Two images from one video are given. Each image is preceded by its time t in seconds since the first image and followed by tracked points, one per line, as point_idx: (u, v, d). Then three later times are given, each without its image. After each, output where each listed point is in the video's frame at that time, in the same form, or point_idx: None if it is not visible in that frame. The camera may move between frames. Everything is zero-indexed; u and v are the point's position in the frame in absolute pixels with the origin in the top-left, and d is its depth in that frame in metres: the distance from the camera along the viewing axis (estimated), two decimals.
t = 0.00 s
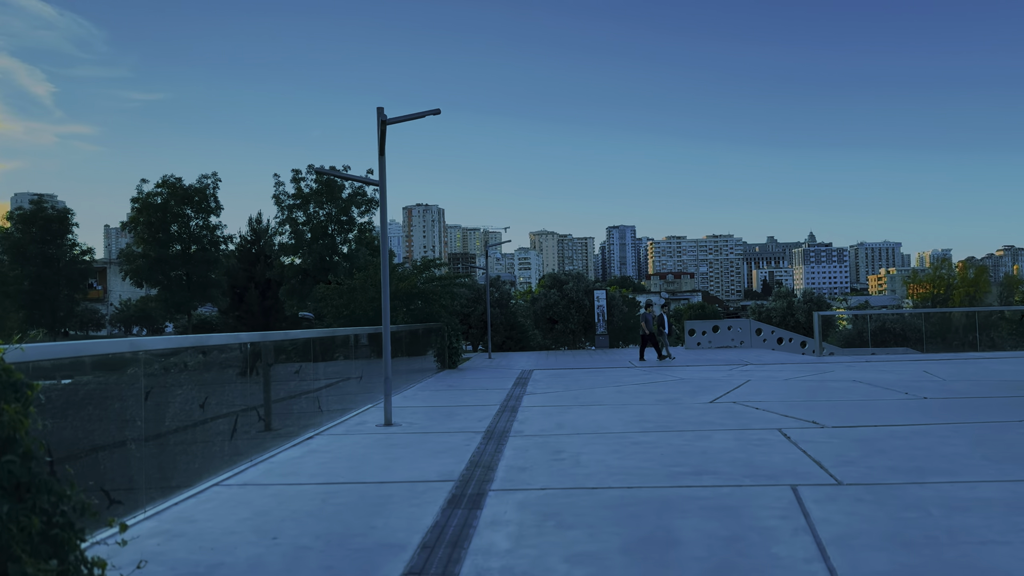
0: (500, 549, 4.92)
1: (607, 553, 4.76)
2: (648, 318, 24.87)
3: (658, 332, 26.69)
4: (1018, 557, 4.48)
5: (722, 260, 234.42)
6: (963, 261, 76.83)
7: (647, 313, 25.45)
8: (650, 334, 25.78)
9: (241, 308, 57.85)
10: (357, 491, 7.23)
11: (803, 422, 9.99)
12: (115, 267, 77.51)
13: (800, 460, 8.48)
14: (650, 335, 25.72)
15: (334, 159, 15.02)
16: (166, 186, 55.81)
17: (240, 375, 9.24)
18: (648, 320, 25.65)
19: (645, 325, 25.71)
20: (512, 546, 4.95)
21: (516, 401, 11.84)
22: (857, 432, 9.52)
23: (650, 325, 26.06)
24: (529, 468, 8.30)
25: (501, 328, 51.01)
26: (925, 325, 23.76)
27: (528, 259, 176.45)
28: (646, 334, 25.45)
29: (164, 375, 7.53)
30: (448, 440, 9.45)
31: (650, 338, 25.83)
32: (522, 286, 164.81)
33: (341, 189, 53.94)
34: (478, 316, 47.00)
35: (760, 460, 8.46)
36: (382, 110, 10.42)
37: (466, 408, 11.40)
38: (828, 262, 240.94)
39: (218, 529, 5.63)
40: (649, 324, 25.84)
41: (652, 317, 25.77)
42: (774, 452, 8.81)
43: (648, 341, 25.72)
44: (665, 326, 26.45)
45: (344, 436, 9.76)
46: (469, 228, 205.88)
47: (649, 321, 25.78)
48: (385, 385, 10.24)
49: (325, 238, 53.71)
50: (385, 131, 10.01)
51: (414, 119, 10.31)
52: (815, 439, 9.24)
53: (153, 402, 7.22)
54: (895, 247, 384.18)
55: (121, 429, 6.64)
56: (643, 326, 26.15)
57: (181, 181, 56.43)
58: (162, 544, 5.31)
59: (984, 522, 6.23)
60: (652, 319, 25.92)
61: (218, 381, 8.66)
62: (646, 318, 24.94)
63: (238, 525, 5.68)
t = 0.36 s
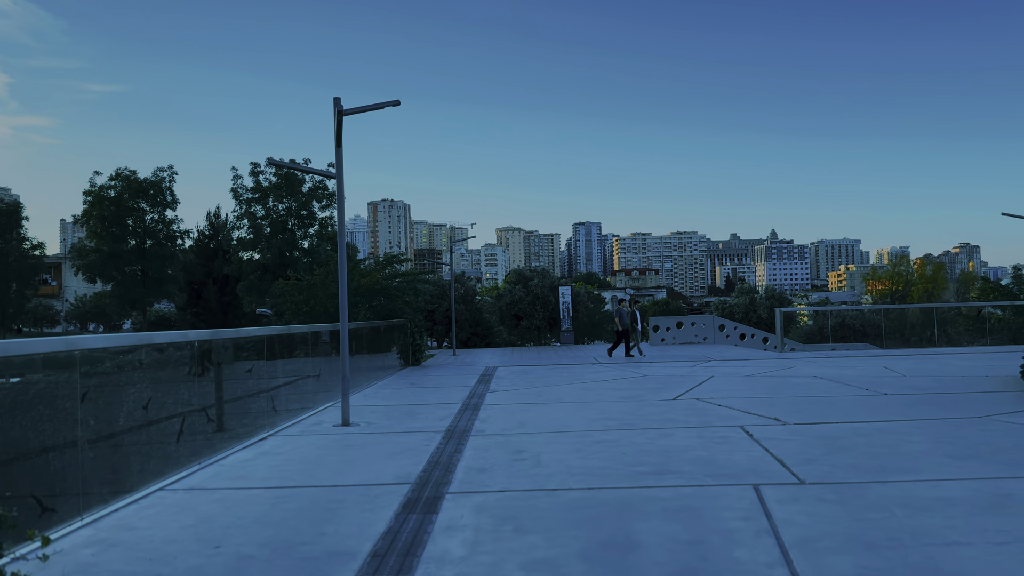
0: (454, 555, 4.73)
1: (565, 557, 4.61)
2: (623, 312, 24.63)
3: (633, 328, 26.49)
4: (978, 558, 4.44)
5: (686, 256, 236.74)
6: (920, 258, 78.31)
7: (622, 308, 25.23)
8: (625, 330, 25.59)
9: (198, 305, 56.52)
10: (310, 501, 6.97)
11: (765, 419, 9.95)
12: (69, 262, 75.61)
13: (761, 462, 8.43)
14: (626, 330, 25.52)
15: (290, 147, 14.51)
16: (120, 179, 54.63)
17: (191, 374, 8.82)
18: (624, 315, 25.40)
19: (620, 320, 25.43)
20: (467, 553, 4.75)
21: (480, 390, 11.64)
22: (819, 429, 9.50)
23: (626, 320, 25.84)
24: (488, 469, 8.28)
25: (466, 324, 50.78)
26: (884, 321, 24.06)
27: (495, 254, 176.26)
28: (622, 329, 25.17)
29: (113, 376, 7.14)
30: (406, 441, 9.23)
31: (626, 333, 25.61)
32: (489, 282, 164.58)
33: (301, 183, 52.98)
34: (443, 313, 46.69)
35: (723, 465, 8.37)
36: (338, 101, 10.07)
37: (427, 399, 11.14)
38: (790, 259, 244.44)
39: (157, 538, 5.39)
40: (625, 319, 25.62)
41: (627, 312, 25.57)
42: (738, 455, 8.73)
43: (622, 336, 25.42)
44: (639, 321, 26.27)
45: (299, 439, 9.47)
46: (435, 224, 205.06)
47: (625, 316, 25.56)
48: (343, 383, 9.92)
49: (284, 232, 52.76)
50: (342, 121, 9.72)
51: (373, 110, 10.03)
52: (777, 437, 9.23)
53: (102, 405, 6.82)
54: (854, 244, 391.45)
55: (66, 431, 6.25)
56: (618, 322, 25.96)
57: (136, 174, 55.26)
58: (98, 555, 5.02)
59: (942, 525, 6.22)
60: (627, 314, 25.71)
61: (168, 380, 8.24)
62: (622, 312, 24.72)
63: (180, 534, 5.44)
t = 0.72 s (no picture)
0: (405, 564, 4.52)
1: (520, 564, 4.43)
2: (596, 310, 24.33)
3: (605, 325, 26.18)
4: (941, 560, 4.36)
5: (652, 252, 238.63)
6: (879, 255, 79.73)
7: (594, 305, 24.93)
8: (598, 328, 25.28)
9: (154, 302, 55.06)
10: (258, 511, 6.69)
11: (728, 416, 9.89)
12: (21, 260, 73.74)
13: (723, 464, 8.35)
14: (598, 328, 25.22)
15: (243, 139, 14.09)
16: (74, 173, 53.51)
17: (137, 374, 8.43)
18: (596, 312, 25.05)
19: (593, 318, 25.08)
20: (418, 562, 4.54)
21: (439, 384, 11.40)
22: (781, 427, 9.46)
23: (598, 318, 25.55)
24: (446, 472, 8.12)
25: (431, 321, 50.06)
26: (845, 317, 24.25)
27: (462, 252, 176.08)
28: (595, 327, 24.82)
29: (53, 377, 6.70)
30: (363, 441, 8.98)
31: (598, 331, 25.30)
32: (456, 278, 164.16)
33: (261, 177, 51.89)
34: (408, 309, 46.36)
35: (687, 466, 8.26)
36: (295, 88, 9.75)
37: (386, 393, 10.88)
38: (754, 255, 247.56)
39: (89, 548, 5.08)
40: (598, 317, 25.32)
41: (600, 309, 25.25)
42: (701, 455, 8.64)
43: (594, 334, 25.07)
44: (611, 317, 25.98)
45: (251, 441, 9.15)
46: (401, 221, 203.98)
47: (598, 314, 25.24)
48: (297, 383, 9.61)
49: (243, 227, 51.80)
50: (295, 113, 9.41)
51: (329, 100, 9.74)
52: (739, 435, 9.20)
53: (39, 408, 6.37)
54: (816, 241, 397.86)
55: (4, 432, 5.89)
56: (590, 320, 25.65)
57: (90, 168, 54.09)
58: (23, 568, 4.70)
59: (904, 526, 6.17)
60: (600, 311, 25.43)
61: (113, 379, 7.85)
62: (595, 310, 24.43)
63: (113, 544, 5.15)
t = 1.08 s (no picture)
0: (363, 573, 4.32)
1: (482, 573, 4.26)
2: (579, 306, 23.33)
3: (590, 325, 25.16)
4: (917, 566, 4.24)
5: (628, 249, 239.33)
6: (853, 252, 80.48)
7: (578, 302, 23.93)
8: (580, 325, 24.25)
9: (122, 300, 53.88)
10: (212, 519, 6.76)
11: (701, 414, 9.78)
12: None
13: (697, 465, 8.23)
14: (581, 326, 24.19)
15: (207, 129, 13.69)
16: (37, 168, 52.39)
17: (91, 374, 8.08)
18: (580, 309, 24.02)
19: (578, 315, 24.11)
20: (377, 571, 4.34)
21: (411, 379, 11.13)
22: (755, 426, 9.37)
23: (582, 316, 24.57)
24: (412, 474, 8.01)
25: (405, 319, 49.24)
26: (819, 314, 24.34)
27: (437, 249, 175.87)
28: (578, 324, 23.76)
29: None
30: (328, 444, 8.76)
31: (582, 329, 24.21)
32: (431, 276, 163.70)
33: (230, 173, 51.26)
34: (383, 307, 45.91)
35: (660, 469, 8.12)
36: (258, 79, 9.46)
37: (355, 389, 10.63)
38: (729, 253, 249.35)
39: (31, 557, 4.84)
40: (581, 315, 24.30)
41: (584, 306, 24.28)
42: (674, 456, 8.51)
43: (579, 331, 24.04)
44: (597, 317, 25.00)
45: (212, 445, 8.87)
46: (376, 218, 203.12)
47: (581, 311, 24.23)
48: (260, 382, 9.28)
49: (212, 224, 51.41)
50: (258, 102, 9.10)
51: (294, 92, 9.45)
52: (712, 434, 9.10)
53: None
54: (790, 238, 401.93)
55: None
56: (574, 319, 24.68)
57: (55, 163, 53.06)
58: None
59: (875, 528, 6.09)
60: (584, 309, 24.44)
61: (64, 380, 7.50)
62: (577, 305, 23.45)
63: (55, 554, 4.89)
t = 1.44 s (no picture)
0: None
1: None
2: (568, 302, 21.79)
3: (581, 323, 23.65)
4: None
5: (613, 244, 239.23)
6: (839, 248, 80.21)
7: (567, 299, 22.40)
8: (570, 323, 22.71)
9: (80, 297, 53.61)
10: (157, 536, 6.39)
11: (683, 419, 9.39)
12: None
13: (677, 476, 7.86)
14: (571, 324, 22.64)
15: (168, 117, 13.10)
16: None
17: (38, 380, 7.56)
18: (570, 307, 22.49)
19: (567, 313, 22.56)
20: None
21: (383, 381, 10.66)
22: (739, 431, 8.99)
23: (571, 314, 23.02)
24: (376, 487, 7.68)
25: (378, 317, 49.62)
26: (806, 312, 23.95)
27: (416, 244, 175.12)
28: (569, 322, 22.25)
29: None
30: (289, 454, 8.36)
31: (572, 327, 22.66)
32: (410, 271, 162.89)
33: (194, 165, 49.77)
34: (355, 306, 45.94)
35: (638, 480, 7.74)
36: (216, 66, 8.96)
37: (321, 391, 10.17)
38: (715, 249, 249.67)
39: None
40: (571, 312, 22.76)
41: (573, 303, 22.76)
42: (653, 465, 8.13)
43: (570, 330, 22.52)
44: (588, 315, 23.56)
45: (166, 454, 8.43)
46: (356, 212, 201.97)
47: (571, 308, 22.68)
48: (218, 388, 8.81)
49: (176, 219, 49.95)
50: (216, 90, 8.60)
51: (255, 79, 8.96)
52: (694, 440, 8.74)
53: None
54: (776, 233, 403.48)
55: None
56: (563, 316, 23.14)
57: (9, 155, 52.13)
58: None
59: (866, 548, 5.74)
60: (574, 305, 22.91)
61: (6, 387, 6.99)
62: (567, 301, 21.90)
63: None
